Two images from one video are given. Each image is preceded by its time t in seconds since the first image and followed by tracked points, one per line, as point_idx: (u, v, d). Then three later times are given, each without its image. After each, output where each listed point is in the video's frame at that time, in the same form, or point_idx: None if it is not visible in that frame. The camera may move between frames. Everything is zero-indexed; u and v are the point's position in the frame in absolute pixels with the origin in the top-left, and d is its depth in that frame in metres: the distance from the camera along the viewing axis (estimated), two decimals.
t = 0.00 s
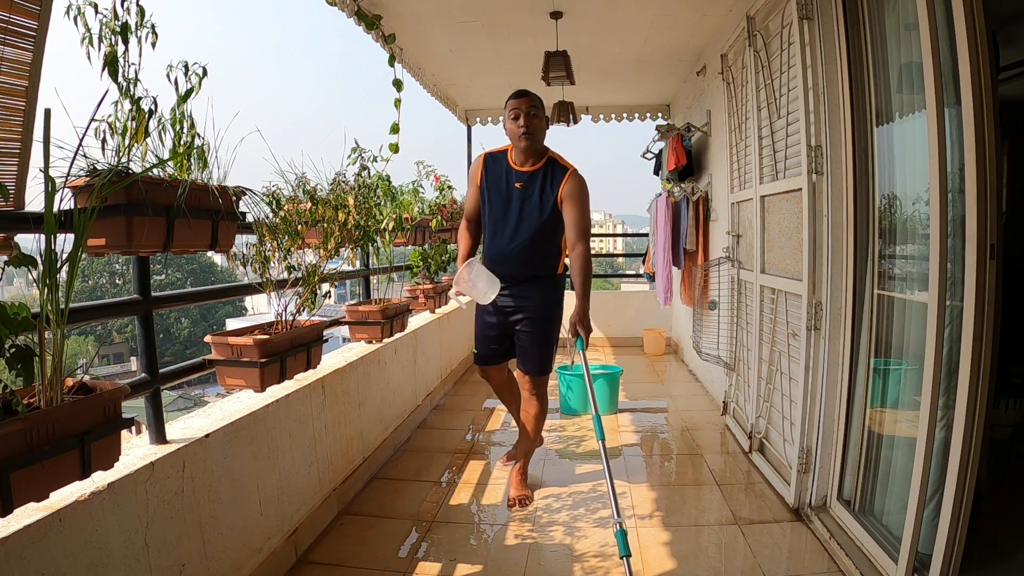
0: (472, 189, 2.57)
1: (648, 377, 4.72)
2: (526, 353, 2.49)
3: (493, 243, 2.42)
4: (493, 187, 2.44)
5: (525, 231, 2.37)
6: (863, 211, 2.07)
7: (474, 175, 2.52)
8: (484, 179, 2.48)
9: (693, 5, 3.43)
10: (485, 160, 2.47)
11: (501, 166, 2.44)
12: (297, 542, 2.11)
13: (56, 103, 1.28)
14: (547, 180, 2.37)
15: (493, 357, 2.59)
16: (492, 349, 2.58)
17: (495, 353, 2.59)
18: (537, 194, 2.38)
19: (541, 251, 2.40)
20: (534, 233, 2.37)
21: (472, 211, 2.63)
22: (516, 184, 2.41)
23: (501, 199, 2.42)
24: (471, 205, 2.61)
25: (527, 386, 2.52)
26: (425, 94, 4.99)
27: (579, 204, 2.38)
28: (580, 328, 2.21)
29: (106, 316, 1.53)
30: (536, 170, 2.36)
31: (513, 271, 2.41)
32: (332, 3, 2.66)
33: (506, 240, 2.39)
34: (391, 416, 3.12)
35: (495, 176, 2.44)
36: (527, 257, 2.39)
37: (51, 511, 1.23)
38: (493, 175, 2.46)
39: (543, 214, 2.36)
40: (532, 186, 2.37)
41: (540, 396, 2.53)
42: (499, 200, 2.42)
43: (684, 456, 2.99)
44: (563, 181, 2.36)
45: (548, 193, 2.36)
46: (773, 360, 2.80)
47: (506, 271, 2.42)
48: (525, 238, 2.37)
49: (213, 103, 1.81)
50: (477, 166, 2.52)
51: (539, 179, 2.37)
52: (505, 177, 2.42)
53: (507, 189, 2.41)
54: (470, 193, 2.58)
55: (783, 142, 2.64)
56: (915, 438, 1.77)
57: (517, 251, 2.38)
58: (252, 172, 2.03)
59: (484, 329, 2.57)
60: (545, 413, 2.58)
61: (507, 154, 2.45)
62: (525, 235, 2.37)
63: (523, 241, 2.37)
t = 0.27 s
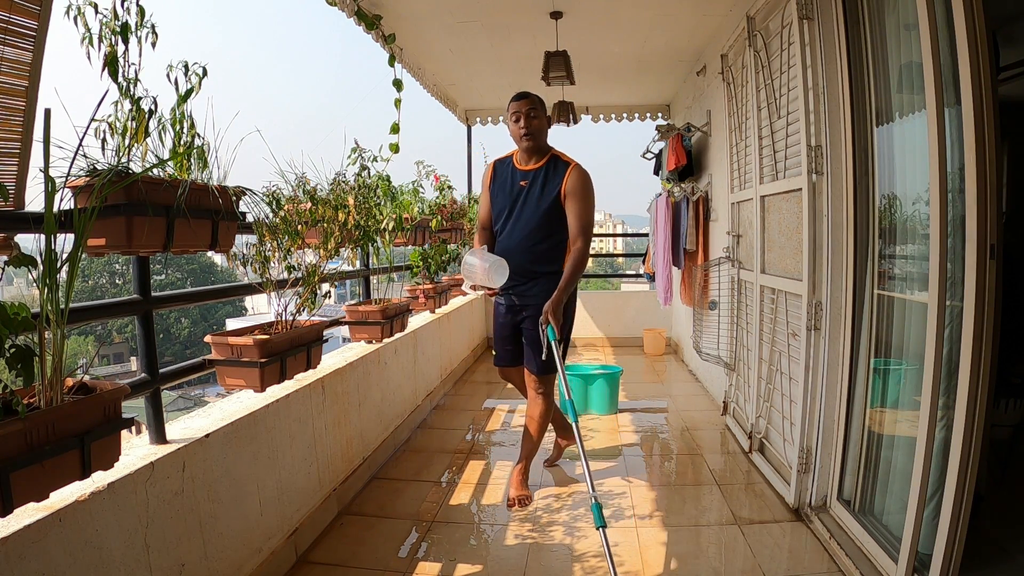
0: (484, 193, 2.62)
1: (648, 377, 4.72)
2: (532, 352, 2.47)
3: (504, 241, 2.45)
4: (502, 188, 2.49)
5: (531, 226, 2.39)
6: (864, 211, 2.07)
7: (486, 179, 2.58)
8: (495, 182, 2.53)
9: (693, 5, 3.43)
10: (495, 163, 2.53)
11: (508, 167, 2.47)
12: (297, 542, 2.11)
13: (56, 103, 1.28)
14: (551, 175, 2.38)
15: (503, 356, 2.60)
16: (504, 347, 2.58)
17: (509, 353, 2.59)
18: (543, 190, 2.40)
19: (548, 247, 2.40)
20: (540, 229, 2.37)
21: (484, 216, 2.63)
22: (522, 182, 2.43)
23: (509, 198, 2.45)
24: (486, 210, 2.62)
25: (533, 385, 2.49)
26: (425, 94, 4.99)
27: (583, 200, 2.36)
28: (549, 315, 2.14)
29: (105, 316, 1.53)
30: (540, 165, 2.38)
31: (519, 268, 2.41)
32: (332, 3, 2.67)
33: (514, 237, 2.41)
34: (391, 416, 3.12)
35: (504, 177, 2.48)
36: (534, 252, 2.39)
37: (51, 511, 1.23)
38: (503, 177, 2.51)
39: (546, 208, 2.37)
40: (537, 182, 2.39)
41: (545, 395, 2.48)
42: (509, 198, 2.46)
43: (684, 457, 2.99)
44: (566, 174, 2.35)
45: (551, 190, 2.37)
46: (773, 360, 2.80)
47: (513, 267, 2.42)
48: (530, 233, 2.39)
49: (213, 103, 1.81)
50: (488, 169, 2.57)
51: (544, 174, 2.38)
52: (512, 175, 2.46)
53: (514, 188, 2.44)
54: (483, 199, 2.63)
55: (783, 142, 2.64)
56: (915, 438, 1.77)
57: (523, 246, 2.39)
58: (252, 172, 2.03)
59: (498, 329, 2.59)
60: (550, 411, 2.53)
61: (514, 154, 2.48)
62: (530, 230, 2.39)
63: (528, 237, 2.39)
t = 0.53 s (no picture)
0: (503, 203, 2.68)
1: (648, 377, 4.72)
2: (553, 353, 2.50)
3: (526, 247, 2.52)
4: (521, 195, 2.56)
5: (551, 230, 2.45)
6: (864, 211, 2.07)
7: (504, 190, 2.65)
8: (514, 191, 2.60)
9: (693, 5, 3.43)
10: (512, 175, 2.60)
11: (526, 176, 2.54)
12: (297, 542, 2.11)
13: (56, 103, 1.28)
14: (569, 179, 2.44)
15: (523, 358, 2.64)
16: (524, 350, 2.62)
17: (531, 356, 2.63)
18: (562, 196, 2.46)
19: (566, 249, 2.46)
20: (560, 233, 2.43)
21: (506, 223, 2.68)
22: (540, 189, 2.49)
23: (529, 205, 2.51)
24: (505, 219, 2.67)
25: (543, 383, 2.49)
26: (425, 94, 4.99)
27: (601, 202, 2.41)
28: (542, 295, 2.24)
29: (105, 316, 1.53)
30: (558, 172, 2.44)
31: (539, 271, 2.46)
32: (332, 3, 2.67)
33: (535, 242, 2.48)
34: (391, 416, 3.12)
35: (522, 186, 2.55)
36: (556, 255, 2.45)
37: (51, 511, 1.23)
38: (520, 186, 2.58)
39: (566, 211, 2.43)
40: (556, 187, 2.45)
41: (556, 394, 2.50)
42: (529, 205, 2.52)
43: (684, 457, 2.99)
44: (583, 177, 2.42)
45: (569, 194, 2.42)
46: (773, 360, 2.80)
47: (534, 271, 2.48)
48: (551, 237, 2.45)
49: (212, 103, 1.80)
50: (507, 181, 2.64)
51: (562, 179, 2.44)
52: (530, 183, 2.52)
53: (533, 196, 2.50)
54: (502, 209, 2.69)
55: (783, 143, 2.64)
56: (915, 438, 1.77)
57: (544, 250, 2.45)
58: (252, 172, 2.03)
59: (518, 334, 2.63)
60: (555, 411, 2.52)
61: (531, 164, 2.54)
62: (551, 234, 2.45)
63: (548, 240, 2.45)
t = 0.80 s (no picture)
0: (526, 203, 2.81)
1: (648, 377, 4.72)
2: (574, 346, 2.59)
3: (550, 243, 2.64)
4: (542, 194, 2.68)
5: (574, 225, 2.58)
6: (863, 211, 2.07)
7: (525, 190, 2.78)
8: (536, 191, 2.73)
9: (693, 5, 3.43)
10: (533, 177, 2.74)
11: (546, 176, 2.66)
12: (297, 542, 2.11)
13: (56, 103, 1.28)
14: (588, 176, 2.54)
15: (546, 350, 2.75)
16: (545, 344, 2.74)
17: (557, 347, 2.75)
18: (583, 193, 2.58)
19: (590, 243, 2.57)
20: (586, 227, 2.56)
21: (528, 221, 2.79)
22: (561, 187, 2.61)
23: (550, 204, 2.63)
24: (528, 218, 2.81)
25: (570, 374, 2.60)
26: (425, 94, 4.99)
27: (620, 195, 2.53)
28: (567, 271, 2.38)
29: (105, 316, 1.53)
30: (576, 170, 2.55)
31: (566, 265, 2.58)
32: (332, 3, 2.66)
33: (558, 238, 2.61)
34: (391, 416, 3.12)
35: (543, 186, 2.67)
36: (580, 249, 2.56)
37: (51, 511, 1.23)
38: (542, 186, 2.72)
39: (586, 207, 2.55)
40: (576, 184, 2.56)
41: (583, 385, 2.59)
42: (551, 203, 2.64)
43: (684, 457, 2.99)
44: (600, 173, 2.53)
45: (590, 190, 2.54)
46: (773, 360, 2.80)
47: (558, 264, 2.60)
48: (574, 232, 2.57)
49: (212, 103, 1.80)
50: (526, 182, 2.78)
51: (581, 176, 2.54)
52: (551, 182, 2.65)
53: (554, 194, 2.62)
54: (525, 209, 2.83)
55: (783, 143, 2.64)
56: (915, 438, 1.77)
57: (568, 245, 2.57)
58: (252, 172, 2.03)
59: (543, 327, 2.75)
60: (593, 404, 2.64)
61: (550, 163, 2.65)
62: (573, 230, 2.58)
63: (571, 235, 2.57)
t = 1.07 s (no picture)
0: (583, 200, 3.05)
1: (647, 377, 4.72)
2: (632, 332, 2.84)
3: (599, 235, 2.88)
4: (591, 191, 2.93)
5: (623, 216, 2.80)
6: (864, 211, 2.07)
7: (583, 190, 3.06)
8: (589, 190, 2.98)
9: (693, 5, 3.43)
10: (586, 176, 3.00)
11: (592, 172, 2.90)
12: (297, 542, 2.11)
13: (56, 103, 1.28)
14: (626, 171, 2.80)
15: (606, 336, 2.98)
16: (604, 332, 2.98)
17: (610, 332, 2.98)
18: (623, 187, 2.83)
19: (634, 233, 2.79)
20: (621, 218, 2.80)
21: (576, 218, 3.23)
22: (604, 183, 2.86)
23: (596, 200, 2.90)
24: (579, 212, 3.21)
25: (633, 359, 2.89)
26: (425, 94, 4.99)
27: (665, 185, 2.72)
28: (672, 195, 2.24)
29: (105, 316, 1.53)
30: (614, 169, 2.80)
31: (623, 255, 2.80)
32: (332, 3, 2.66)
33: (608, 229, 2.83)
34: (391, 415, 3.12)
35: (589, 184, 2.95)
36: (629, 239, 2.79)
37: (51, 511, 1.23)
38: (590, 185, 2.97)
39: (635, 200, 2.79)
40: (617, 179, 2.81)
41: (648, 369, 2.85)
42: (595, 199, 2.90)
43: (684, 456, 2.99)
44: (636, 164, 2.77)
45: (628, 184, 2.79)
46: (773, 360, 2.80)
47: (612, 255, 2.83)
48: (624, 223, 2.79)
49: (212, 103, 1.80)
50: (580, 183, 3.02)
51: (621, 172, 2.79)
52: (597, 180, 2.91)
53: (599, 190, 2.88)
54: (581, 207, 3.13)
55: (783, 143, 2.64)
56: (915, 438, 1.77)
57: (614, 234, 2.81)
58: (252, 172, 2.03)
59: (597, 313, 2.98)
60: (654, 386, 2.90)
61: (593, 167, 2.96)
62: (620, 221, 2.80)
63: (619, 225, 2.80)
